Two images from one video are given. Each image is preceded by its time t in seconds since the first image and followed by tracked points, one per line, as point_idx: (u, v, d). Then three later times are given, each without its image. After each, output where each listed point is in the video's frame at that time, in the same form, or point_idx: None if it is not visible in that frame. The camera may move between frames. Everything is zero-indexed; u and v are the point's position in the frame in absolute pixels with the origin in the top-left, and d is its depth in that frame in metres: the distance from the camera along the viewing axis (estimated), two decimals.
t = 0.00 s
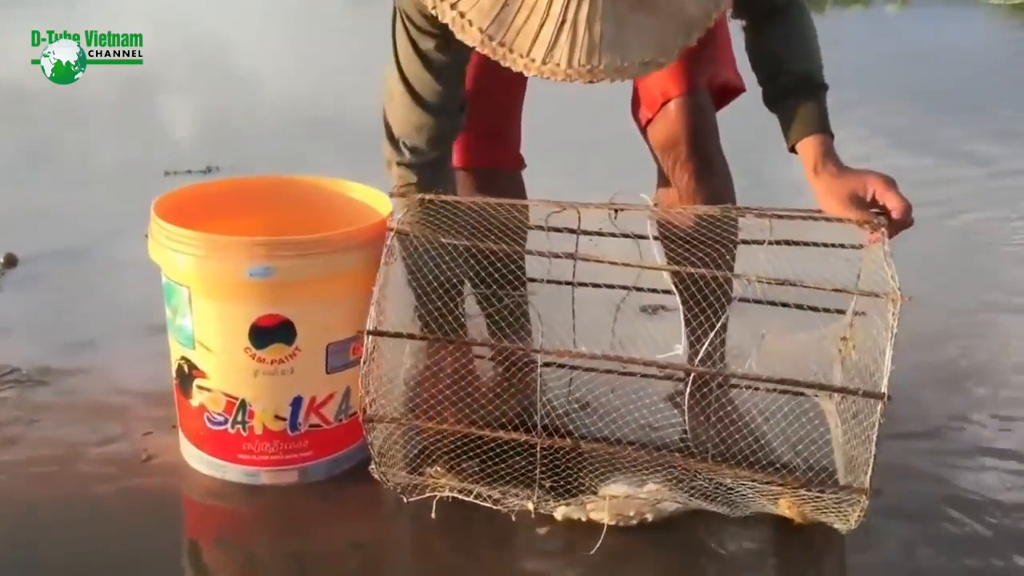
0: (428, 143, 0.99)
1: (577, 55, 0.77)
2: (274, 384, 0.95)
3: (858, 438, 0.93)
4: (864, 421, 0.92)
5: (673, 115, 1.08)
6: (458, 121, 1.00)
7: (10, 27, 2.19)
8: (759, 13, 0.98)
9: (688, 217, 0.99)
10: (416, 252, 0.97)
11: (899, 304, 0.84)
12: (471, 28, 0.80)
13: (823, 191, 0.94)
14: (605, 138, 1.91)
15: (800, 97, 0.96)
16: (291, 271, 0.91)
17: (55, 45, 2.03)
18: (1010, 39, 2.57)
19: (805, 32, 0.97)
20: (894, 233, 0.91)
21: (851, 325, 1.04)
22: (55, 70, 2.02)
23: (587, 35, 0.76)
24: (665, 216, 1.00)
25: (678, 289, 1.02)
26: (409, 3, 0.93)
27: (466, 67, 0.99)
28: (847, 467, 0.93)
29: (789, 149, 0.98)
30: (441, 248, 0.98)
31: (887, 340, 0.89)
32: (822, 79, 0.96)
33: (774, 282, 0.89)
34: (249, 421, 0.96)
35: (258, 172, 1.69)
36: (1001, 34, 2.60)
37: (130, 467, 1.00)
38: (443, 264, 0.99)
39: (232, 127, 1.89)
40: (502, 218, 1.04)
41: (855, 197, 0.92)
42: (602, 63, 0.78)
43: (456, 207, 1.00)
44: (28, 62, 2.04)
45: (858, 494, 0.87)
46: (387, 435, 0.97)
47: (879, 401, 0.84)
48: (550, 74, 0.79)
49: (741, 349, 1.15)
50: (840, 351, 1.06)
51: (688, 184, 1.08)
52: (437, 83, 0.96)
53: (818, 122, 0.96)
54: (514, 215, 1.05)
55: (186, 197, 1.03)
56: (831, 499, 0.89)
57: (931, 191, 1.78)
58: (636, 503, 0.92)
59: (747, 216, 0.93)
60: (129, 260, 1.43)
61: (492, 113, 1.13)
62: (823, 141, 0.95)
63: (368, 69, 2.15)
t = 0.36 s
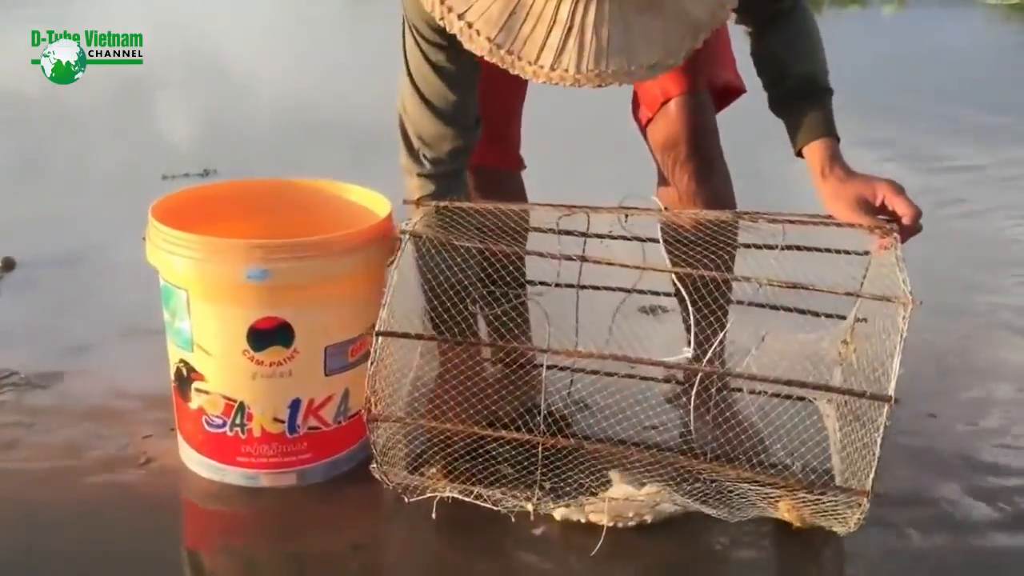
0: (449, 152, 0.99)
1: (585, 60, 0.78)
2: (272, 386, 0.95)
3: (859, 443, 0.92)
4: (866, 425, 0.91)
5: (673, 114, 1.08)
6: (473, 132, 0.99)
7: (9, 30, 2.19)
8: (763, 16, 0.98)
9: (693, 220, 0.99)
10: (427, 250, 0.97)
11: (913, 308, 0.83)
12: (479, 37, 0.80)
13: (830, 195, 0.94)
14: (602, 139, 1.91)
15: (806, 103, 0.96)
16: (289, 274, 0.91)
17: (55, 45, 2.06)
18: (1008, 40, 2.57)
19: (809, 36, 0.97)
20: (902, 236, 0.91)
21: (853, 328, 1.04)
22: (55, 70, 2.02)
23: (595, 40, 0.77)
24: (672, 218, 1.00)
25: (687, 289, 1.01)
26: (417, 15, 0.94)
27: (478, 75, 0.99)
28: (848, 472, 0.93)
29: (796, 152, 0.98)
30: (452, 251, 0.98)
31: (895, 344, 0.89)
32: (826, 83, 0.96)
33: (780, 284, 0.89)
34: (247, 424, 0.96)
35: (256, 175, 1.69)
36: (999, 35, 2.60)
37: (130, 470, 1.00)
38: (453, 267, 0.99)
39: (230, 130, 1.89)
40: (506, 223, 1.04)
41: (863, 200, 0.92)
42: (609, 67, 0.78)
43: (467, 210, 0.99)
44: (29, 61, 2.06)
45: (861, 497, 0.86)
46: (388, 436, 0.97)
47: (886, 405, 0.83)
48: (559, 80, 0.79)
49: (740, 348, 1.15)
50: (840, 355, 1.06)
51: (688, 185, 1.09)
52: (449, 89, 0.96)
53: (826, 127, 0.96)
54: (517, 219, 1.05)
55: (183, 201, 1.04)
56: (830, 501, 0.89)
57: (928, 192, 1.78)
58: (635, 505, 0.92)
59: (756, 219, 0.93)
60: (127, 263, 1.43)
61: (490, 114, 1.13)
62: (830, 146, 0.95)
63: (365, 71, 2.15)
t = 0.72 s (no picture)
0: (437, 160, 0.99)
1: (568, 49, 0.78)
2: (266, 393, 0.95)
3: (850, 447, 0.92)
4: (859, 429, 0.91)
5: (664, 118, 1.08)
6: (463, 139, 0.99)
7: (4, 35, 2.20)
8: (746, 22, 0.98)
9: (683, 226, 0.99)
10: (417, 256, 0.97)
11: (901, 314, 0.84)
12: (461, 31, 0.80)
13: (818, 202, 0.94)
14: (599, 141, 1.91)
15: (793, 107, 0.96)
16: (282, 281, 0.91)
17: (55, 45, 2.06)
18: (1005, 41, 2.56)
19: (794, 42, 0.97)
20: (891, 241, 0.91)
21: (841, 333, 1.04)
22: (55, 70, 2.03)
23: (577, 30, 0.77)
24: (660, 223, 1.00)
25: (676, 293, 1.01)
26: (405, 26, 0.94)
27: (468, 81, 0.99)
28: (840, 477, 0.93)
29: (783, 160, 0.98)
30: (444, 258, 0.98)
31: (885, 348, 0.89)
32: (814, 88, 0.97)
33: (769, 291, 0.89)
34: (241, 431, 0.96)
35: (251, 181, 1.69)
36: (996, 35, 2.60)
37: (123, 476, 1.00)
38: (444, 274, 0.99)
39: (224, 135, 1.90)
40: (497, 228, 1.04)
41: (851, 206, 0.92)
42: (593, 55, 0.78)
43: (460, 218, 1.00)
44: (29, 62, 2.08)
45: (852, 502, 0.86)
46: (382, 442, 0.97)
47: (876, 411, 0.84)
48: (543, 70, 0.79)
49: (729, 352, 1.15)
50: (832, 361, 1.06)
51: (679, 188, 1.09)
52: (438, 97, 0.96)
53: (813, 133, 0.96)
54: (510, 224, 1.05)
55: (175, 209, 1.04)
56: (822, 507, 0.89)
57: (924, 193, 1.77)
58: (629, 510, 0.92)
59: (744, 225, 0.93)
60: (122, 270, 1.43)
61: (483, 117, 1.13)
62: (818, 152, 0.95)
63: (361, 76, 2.15)
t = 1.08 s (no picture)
0: (430, 169, 0.99)
1: (550, 52, 0.78)
2: (265, 398, 0.95)
3: (850, 453, 0.92)
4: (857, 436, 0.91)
5: (660, 123, 1.08)
6: (457, 147, 1.00)
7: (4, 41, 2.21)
8: (742, 23, 0.98)
9: (681, 237, 0.99)
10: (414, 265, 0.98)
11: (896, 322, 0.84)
12: (444, 40, 0.81)
13: (813, 206, 0.94)
14: (596, 144, 1.91)
15: (792, 105, 0.96)
16: (280, 285, 0.91)
17: (55, 45, 2.12)
18: (1004, 44, 2.56)
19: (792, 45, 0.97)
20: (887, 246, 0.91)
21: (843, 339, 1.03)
22: (55, 70, 2.07)
23: (558, 33, 0.78)
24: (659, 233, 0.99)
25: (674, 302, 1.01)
26: (393, 37, 0.94)
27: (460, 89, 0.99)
28: (840, 483, 0.93)
29: (780, 162, 0.99)
30: (439, 268, 0.98)
31: (882, 358, 0.89)
32: (813, 91, 0.97)
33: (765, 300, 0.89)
34: (240, 435, 0.96)
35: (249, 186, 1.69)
36: (996, 38, 2.60)
37: (124, 481, 1.00)
38: (441, 284, 1.00)
39: (222, 139, 1.90)
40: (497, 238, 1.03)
41: (846, 211, 0.92)
42: (576, 57, 0.79)
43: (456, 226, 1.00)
44: (28, 61, 2.13)
45: (850, 510, 0.86)
46: (379, 450, 0.97)
47: (872, 420, 0.84)
48: (526, 75, 0.80)
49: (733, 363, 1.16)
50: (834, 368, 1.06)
51: (676, 192, 1.09)
52: (430, 107, 0.96)
53: (810, 138, 0.96)
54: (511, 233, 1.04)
55: (172, 213, 1.04)
56: (821, 513, 0.89)
57: (922, 197, 1.77)
58: (627, 516, 0.92)
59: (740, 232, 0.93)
60: (120, 275, 1.43)
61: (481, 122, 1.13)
62: (814, 156, 0.95)
63: (360, 79, 2.15)
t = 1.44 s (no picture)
0: (432, 171, 0.99)
1: (552, 58, 0.78)
2: (270, 401, 0.95)
3: (854, 458, 0.92)
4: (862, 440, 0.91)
5: (665, 127, 1.09)
6: (458, 149, 1.00)
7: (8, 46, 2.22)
8: (745, 26, 0.98)
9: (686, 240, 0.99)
10: (416, 268, 0.97)
11: (899, 326, 0.84)
12: (447, 52, 0.81)
13: (813, 212, 0.94)
14: (600, 147, 1.91)
15: (794, 109, 0.96)
16: (285, 288, 0.91)
17: (55, 45, 2.15)
18: (1009, 47, 2.56)
19: (794, 49, 0.97)
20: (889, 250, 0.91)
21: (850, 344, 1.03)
22: (56, 70, 2.10)
23: (559, 40, 0.78)
24: (663, 235, 1.00)
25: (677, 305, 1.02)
26: (393, 40, 0.95)
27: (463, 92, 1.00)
28: (844, 488, 0.93)
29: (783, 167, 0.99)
30: (442, 272, 0.98)
31: (885, 363, 0.89)
32: (815, 95, 0.97)
33: (768, 305, 0.89)
34: (246, 438, 0.96)
35: (253, 189, 1.70)
36: (1001, 42, 2.60)
37: (129, 484, 1.00)
38: (444, 288, 0.99)
39: (226, 141, 1.91)
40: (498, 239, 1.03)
41: (847, 215, 0.92)
42: (579, 63, 0.79)
43: (458, 230, 0.99)
44: (29, 62, 2.15)
45: (854, 516, 0.86)
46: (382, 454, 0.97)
47: (875, 424, 0.84)
48: (530, 83, 0.80)
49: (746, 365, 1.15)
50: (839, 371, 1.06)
51: (681, 196, 1.09)
52: (432, 109, 0.97)
53: (812, 142, 0.96)
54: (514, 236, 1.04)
55: (176, 217, 1.04)
56: (825, 519, 0.89)
57: (926, 201, 1.77)
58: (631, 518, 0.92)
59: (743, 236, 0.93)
60: (124, 278, 1.44)
61: (487, 125, 1.13)
62: (816, 160, 0.96)
63: (364, 82, 2.16)
